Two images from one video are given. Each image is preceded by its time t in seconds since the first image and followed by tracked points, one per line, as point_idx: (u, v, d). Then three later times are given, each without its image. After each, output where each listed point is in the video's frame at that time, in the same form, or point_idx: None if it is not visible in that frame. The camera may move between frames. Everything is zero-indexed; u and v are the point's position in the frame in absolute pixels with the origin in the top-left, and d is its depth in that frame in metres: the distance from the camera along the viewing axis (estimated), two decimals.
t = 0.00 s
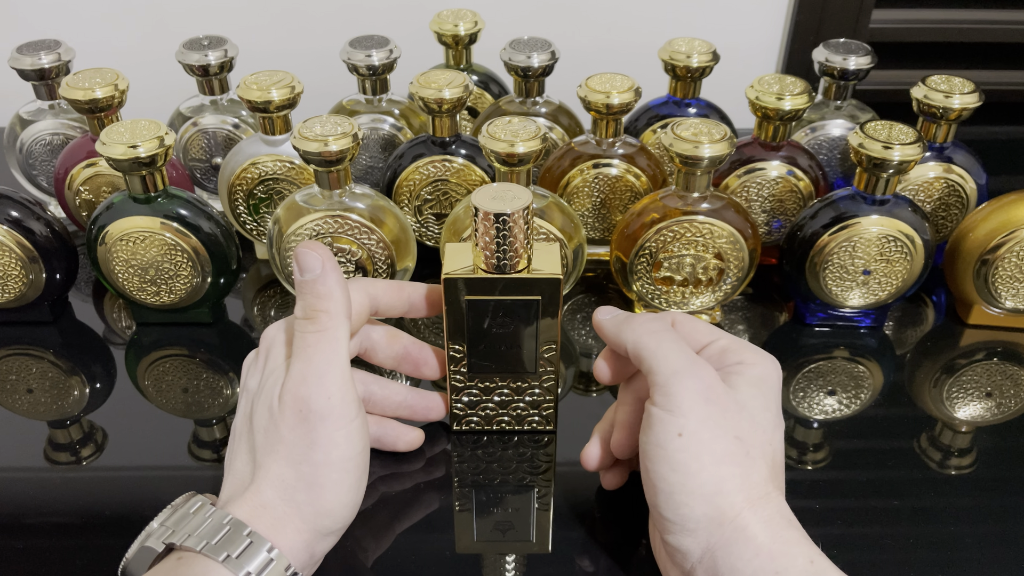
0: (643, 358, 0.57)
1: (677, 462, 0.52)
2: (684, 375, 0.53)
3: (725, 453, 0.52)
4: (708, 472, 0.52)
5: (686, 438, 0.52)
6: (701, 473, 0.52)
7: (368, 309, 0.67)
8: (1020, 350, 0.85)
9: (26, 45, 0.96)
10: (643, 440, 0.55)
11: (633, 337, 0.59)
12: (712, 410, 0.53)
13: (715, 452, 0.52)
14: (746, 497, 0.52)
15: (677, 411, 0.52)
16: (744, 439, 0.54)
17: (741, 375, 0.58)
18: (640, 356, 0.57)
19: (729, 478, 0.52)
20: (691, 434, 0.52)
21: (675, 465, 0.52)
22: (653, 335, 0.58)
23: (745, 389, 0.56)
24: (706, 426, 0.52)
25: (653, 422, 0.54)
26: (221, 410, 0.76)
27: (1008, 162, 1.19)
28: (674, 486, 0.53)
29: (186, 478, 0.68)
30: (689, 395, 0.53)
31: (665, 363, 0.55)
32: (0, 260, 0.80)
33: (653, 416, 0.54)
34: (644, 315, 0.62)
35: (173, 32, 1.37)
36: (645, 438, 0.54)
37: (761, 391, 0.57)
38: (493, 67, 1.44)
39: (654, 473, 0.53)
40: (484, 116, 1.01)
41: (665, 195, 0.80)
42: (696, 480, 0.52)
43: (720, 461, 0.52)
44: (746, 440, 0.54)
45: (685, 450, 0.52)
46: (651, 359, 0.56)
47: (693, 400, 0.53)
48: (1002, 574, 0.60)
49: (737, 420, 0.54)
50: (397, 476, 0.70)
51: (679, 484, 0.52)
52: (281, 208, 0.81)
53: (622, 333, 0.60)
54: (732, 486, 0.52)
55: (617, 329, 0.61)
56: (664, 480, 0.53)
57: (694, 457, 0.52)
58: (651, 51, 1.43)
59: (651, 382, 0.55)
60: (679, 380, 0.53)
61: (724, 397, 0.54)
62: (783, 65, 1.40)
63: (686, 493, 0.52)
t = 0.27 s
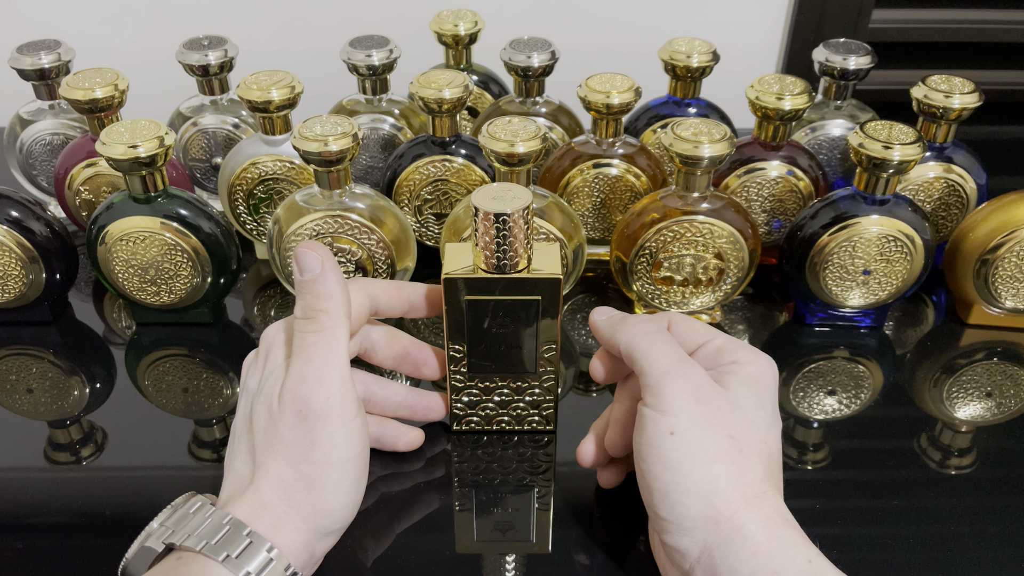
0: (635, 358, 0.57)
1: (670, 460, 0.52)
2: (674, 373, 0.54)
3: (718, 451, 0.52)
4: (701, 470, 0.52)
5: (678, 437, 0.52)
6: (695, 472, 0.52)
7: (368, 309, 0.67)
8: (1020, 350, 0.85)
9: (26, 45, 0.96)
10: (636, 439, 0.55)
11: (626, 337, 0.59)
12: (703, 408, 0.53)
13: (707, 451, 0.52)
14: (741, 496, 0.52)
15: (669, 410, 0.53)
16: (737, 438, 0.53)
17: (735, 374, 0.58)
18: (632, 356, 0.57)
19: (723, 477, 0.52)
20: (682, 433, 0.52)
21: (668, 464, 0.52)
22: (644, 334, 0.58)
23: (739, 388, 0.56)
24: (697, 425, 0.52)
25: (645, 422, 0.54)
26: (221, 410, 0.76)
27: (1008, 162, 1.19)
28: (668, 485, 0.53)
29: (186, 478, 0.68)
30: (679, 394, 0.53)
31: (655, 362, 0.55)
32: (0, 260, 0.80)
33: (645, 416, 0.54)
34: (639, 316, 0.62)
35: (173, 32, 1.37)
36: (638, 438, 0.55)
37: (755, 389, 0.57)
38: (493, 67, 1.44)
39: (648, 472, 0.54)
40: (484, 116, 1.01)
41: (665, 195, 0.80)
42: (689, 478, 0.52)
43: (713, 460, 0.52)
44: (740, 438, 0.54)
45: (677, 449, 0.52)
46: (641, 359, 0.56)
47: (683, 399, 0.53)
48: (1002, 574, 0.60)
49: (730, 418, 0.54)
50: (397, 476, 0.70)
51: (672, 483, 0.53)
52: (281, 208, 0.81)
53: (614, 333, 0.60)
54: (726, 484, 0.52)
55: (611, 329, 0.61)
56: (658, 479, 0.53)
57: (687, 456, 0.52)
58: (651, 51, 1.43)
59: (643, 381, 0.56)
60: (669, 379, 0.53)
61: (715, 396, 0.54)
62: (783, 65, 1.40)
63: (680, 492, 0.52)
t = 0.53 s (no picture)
0: (632, 356, 0.56)
1: (665, 461, 0.52)
2: (670, 374, 0.53)
3: (712, 452, 0.52)
4: (696, 471, 0.52)
5: (672, 437, 0.52)
6: (689, 471, 0.52)
7: (368, 309, 0.67)
8: (1020, 350, 0.85)
9: (26, 45, 0.96)
10: (633, 439, 0.55)
11: (625, 334, 0.58)
12: (698, 409, 0.53)
13: (702, 451, 0.52)
14: (737, 496, 0.52)
15: (663, 411, 0.52)
16: (733, 438, 0.53)
17: (732, 374, 0.57)
18: (629, 354, 0.57)
19: (717, 478, 0.52)
20: (677, 433, 0.52)
21: (663, 464, 0.53)
22: (642, 332, 0.57)
23: (735, 387, 0.56)
24: (692, 426, 0.52)
25: (641, 421, 0.54)
26: (221, 410, 0.76)
27: (1008, 162, 1.19)
28: (664, 485, 0.53)
29: (186, 478, 0.68)
30: (674, 395, 0.53)
31: (651, 362, 0.54)
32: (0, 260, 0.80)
33: (641, 416, 0.54)
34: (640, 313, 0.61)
35: (173, 32, 1.37)
36: (634, 437, 0.55)
37: (751, 388, 0.56)
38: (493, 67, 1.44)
39: (643, 472, 0.54)
40: (484, 116, 1.01)
41: (665, 195, 0.80)
42: (683, 478, 0.52)
43: (708, 461, 0.52)
44: (735, 438, 0.53)
45: (672, 450, 0.52)
46: (638, 357, 0.55)
47: (678, 400, 0.53)
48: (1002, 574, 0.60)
49: (726, 419, 0.53)
50: (397, 476, 0.70)
51: (668, 482, 0.53)
52: (281, 208, 0.81)
53: (614, 331, 0.60)
54: (721, 484, 0.52)
55: (610, 326, 0.61)
56: (654, 479, 0.54)
57: (681, 456, 0.52)
58: (651, 51, 1.43)
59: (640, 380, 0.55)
60: (663, 380, 0.53)
61: (712, 396, 0.54)
62: (783, 65, 1.40)
63: (676, 492, 0.53)
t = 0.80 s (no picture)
0: (605, 367, 0.57)
1: (641, 466, 0.53)
2: (638, 381, 0.54)
3: (686, 454, 0.53)
4: (671, 474, 0.52)
5: (643, 443, 0.53)
6: (665, 475, 0.53)
7: (368, 309, 0.67)
8: (1020, 350, 0.85)
9: (26, 45, 0.96)
10: (614, 449, 0.56)
11: (598, 345, 0.59)
12: (668, 413, 0.53)
13: (674, 455, 0.53)
14: (717, 497, 0.52)
15: (634, 419, 0.54)
16: (707, 439, 0.53)
17: (707, 376, 0.57)
18: (603, 365, 0.58)
19: (693, 480, 0.52)
20: (648, 439, 0.53)
21: (639, 470, 0.54)
22: (613, 342, 0.58)
23: (710, 388, 0.56)
24: (662, 430, 0.53)
25: (617, 431, 0.55)
26: (221, 410, 0.76)
27: (1009, 162, 1.19)
28: (643, 490, 0.54)
29: (186, 478, 0.68)
30: (642, 403, 0.54)
31: (622, 371, 0.55)
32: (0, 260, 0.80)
33: (616, 426, 0.55)
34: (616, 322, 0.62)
35: (173, 32, 1.37)
36: (614, 446, 0.56)
37: (728, 387, 0.56)
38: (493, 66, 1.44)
39: (624, 479, 0.55)
40: (484, 116, 1.01)
41: (665, 195, 0.80)
42: (660, 482, 0.53)
43: (681, 463, 0.52)
44: (710, 439, 0.53)
45: (645, 455, 0.53)
46: (609, 368, 0.56)
47: (647, 406, 0.54)
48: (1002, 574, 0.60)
49: (698, 420, 0.54)
50: (397, 476, 0.70)
51: (647, 488, 0.54)
52: (281, 208, 0.81)
53: (590, 342, 0.60)
54: (698, 486, 0.52)
55: (587, 337, 0.61)
56: (634, 485, 0.55)
57: (655, 461, 0.53)
58: (651, 51, 1.43)
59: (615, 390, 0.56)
60: (631, 389, 0.54)
61: (682, 400, 0.54)
62: (783, 65, 1.40)
63: (656, 496, 0.54)
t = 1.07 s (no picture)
0: (590, 376, 0.58)
1: (631, 472, 0.54)
2: (623, 389, 0.55)
3: (676, 457, 0.53)
4: (660, 478, 0.53)
5: (632, 450, 0.54)
6: (655, 480, 0.53)
7: (368, 309, 0.67)
8: (1020, 350, 0.85)
9: (26, 45, 0.96)
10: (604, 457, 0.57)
11: (582, 353, 0.59)
12: (654, 418, 0.54)
13: (663, 459, 0.53)
14: (710, 498, 0.52)
15: (621, 426, 0.54)
16: (696, 441, 0.53)
17: (695, 378, 0.57)
18: (588, 375, 0.58)
19: (683, 483, 0.52)
20: (636, 446, 0.53)
21: (629, 476, 0.54)
22: (597, 351, 0.58)
23: (696, 389, 0.56)
24: (648, 435, 0.53)
25: (605, 440, 0.56)
26: (221, 410, 0.76)
27: (1009, 162, 1.19)
28: (635, 496, 0.54)
29: (186, 478, 0.68)
30: (628, 410, 0.54)
31: (607, 380, 0.56)
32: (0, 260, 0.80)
33: (604, 435, 0.56)
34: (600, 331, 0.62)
35: (173, 32, 1.37)
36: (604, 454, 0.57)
37: (714, 387, 0.56)
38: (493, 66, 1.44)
39: (616, 486, 0.56)
40: (484, 116, 1.01)
41: (665, 195, 0.80)
42: (651, 487, 0.53)
43: (670, 467, 0.53)
44: (698, 440, 0.53)
45: (633, 461, 0.53)
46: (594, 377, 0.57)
47: (632, 413, 0.54)
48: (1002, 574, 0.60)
49: (685, 423, 0.54)
50: (397, 476, 0.70)
51: (638, 493, 0.54)
52: (281, 208, 0.81)
53: (575, 353, 0.60)
54: (690, 489, 0.52)
55: (574, 347, 0.61)
56: (626, 491, 0.55)
57: (644, 466, 0.53)
58: (651, 51, 1.43)
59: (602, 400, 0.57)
60: (616, 398, 0.55)
61: (668, 403, 0.54)
62: (783, 65, 1.40)
63: (648, 500, 0.54)
